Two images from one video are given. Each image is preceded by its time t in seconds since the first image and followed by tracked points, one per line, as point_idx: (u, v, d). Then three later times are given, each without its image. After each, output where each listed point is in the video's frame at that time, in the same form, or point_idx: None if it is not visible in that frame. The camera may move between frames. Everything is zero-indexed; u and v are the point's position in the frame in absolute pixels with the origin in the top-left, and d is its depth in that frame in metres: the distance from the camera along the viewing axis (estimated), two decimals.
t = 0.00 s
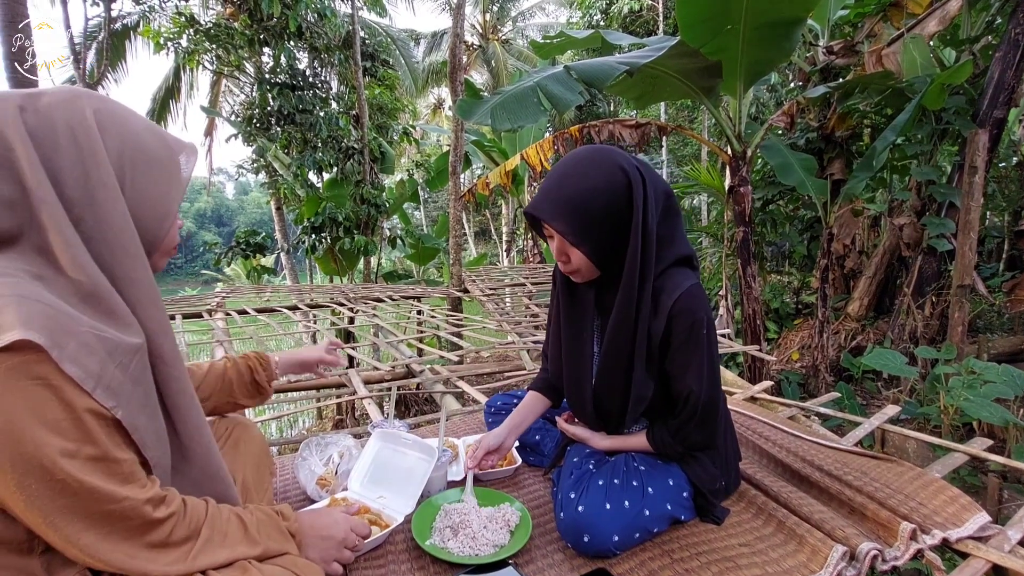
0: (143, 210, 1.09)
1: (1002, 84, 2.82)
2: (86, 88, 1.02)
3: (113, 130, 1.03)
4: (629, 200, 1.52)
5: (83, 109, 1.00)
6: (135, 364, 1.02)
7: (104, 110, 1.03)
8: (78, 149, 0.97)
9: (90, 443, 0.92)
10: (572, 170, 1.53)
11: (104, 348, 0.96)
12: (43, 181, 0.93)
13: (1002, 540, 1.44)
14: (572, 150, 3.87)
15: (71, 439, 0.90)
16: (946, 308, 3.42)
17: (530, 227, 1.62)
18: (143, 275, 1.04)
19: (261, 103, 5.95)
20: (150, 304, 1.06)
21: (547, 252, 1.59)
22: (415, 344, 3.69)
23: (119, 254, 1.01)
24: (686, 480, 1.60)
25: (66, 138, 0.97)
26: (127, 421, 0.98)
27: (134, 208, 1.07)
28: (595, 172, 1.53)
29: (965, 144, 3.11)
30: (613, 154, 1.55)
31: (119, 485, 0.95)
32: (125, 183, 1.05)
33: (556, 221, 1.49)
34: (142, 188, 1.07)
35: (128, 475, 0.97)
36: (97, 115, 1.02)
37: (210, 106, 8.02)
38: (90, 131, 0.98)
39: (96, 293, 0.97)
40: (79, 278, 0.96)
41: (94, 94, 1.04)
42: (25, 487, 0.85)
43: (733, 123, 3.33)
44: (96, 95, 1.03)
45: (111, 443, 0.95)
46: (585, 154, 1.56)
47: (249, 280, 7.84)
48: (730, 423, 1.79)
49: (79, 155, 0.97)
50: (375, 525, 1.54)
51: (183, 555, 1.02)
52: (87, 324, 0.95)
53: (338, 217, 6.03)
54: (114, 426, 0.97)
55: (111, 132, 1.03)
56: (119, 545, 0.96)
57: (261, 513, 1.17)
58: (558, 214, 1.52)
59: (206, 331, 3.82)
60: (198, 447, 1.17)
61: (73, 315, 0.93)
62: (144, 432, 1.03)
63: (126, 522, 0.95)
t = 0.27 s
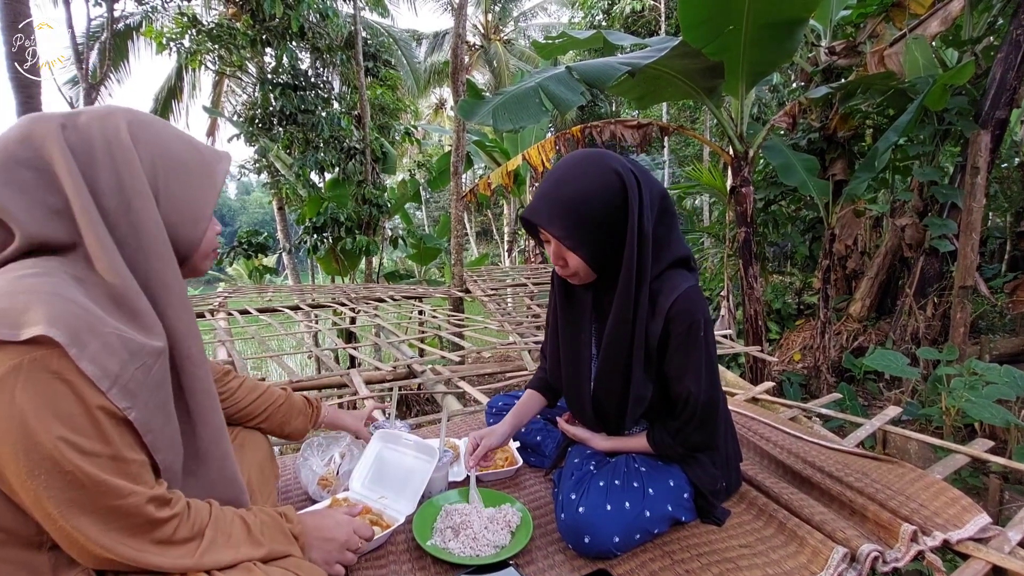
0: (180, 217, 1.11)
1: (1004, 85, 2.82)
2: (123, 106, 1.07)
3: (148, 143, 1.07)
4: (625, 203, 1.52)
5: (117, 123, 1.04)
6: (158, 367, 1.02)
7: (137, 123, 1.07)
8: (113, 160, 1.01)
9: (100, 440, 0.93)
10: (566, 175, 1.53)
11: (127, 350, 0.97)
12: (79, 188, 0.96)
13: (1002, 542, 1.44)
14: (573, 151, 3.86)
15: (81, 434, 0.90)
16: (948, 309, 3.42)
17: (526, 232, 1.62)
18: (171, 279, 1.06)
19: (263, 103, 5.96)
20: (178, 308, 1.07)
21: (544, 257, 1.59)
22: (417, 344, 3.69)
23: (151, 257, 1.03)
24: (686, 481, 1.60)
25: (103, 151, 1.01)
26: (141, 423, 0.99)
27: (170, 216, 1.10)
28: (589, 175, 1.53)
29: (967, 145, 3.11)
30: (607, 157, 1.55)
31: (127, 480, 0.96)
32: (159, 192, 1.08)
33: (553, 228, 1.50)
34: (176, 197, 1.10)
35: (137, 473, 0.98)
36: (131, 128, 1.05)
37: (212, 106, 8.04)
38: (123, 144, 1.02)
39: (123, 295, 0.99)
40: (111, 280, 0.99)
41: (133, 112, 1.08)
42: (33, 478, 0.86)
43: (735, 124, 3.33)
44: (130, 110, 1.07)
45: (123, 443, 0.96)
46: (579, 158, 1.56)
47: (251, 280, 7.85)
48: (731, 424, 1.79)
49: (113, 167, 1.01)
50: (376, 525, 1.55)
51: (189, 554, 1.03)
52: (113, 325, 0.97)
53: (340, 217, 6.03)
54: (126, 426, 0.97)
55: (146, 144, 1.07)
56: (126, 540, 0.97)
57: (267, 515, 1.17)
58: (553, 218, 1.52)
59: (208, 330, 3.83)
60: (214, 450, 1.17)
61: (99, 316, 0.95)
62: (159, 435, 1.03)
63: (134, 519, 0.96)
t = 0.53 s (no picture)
0: (210, 222, 1.12)
1: (1014, 84, 2.80)
2: (157, 116, 1.09)
3: (179, 149, 1.08)
4: (625, 204, 1.52)
5: (151, 132, 1.06)
6: (181, 366, 1.03)
7: (169, 131, 1.08)
8: (146, 165, 1.03)
9: (124, 433, 0.93)
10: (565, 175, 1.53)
11: (155, 348, 0.98)
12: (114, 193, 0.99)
13: (1010, 545, 1.43)
14: (578, 150, 3.86)
15: (106, 427, 0.91)
16: (957, 310, 3.39)
17: (527, 233, 1.61)
18: (199, 281, 1.07)
19: (270, 103, 5.99)
20: (203, 309, 1.08)
21: (546, 258, 1.59)
22: (422, 343, 3.70)
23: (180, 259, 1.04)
24: (692, 482, 1.59)
25: (135, 158, 1.03)
26: (164, 420, 0.99)
27: (199, 220, 1.11)
28: (588, 175, 1.53)
29: (976, 144, 3.08)
30: (607, 158, 1.55)
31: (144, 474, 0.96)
32: (189, 198, 1.09)
33: (553, 227, 1.49)
34: (205, 201, 1.11)
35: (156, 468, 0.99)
36: (163, 135, 1.07)
37: (219, 107, 8.08)
38: (154, 149, 1.04)
39: (153, 296, 1.01)
40: (143, 280, 1.00)
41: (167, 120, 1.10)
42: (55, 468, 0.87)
43: (741, 123, 3.31)
44: (163, 119, 1.09)
45: (145, 438, 0.97)
46: (578, 158, 1.56)
47: (258, 279, 7.88)
48: (736, 425, 1.78)
49: (146, 174, 1.03)
50: (381, 523, 1.55)
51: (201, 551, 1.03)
52: (143, 324, 0.98)
53: (346, 217, 6.05)
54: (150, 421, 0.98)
55: (176, 150, 1.08)
56: (141, 534, 0.97)
57: (276, 515, 1.18)
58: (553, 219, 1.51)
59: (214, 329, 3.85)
60: (231, 451, 1.18)
61: (129, 314, 0.97)
62: (179, 433, 1.04)
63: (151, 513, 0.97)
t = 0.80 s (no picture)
0: (207, 220, 1.12)
1: None
2: (153, 110, 1.08)
3: (178, 146, 1.07)
4: (629, 204, 1.51)
5: (148, 130, 1.04)
6: (190, 371, 1.04)
7: (168, 128, 1.07)
8: (144, 164, 1.02)
9: (135, 439, 0.94)
10: (568, 176, 1.53)
11: (165, 353, 0.98)
12: (114, 195, 0.98)
13: (1019, 548, 1.41)
14: (584, 150, 3.85)
15: (119, 434, 0.91)
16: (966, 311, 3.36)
17: (530, 232, 1.61)
18: (199, 282, 1.07)
19: (277, 104, 6.01)
20: (205, 310, 1.08)
21: (548, 257, 1.59)
22: (427, 343, 3.70)
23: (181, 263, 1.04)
24: (697, 483, 1.58)
25: (133, 155, 1.01)
26: (174, 423, 1.00)
27: (198, 220, 1.11)
28: (592, 176, 1.52)
29: (986, 144, 3.05)
30: (611, 158, 1.54)
31: (154, 481, 0.96)
32: (188, 195, 1.08)
33: (554, 227, 1.49)
34: (204, 201, 1.10)
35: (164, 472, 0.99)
36: (161, 132, 1.05)
37: (226, 107, 8.13)
38: (153, 148, 1.02)
39: (158, 299, 1.00)
40: (144, 283, 1.00)
41: (162, 113, 1.08)
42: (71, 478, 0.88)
43: (748, 123, 3.30)
44: (161, 114, 1.07)
45: (155, 442, 0.97)
46: (583, 158, 1.55)
47: (264, 279, 7.92)
48: (743, 426, 1.77)
49: (144, 172, 1.02)
50: (386, 522, 1.55)
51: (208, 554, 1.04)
52: (152, 329, 0.98)
53: (351, 217, 6.06)
54: (161, 425, 0.99)
55: (175, 148, 1.07)
56: (151, 540, 0.98)
57: (282, 512, 1.18)
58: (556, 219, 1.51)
59: (221, 329, 3.86)
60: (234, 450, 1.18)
61: (140, 319, 0.96)
62: (187, 435, 1.05)
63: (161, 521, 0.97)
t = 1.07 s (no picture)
0: (189, 218, 1.12)
1: None
2: (130, 99, 1.05)
3: (157, 141, 1.06)
4: (631, 208, 1.51)
5: (127, 122, 1.03)
6: (187, 374, 1.04)
7: (148, 122, 1.06)
8: (123, 159, 1.00)
9: (137, 451, 0.93)
10: (569, 181, 1.52)
11: (163, 357, 0.98)
12: (94, 192, 0.96)
13: None
14: (589, 150, 3.84)
15: (121, 446, 0.91)
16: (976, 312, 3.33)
17: (531, 237, 1.61)
18: (184, 284, 1.06)
19: (283, 105, 6.04)
20: (189, 312, 1.08)
21: (550, 262, 1.59)
22: (432, 344, 3.70)
23: (166, 264, 1.03)
24: (704, 485, 1.57)
25: (111, 147, 1.00)
26: (177, 427, 1.00)
27: (180, 216, 1.11)
28: (594, 179, 1.52)
29: (997, 143, 3.02)
30: (613, 162, 1.54)
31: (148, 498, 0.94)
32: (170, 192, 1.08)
33: (555, 231, 1.48)
34: (185, 196, 1.11)
35: (160, 484, 0.97)
36: (140, 125, 1.05)
37: (233, 108, 8.17)
38: (133, 142, 1.01)
39: (151, 302, 1.00)
40: (134, 287, 0.99)
41: (142, 104, 1.07)
42: (71, 496, 0.87)
43: (754, 122, 3.28)
44: (138, 104, 1.05)
45: (154, 453, 0.97)
46: (584, 162, 1.55)
47: (270, 279, 7.95)
48: (749, 428, 1.76)
49: (124, 166, 1.01)
50: (390, 523, 1.55)
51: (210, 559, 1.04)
52: (149, 335, 0.97)
53: (357, 217, 6.08)
54: (165, 433, 0.99)
55: (155, 142, 1.06)
56: (145, 557, 0.96)
57: (272, 490, 1.14)
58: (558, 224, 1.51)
59: (227, 329, 3.88)
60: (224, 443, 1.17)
61: (136, 324, 0.96)
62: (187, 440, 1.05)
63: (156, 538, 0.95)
